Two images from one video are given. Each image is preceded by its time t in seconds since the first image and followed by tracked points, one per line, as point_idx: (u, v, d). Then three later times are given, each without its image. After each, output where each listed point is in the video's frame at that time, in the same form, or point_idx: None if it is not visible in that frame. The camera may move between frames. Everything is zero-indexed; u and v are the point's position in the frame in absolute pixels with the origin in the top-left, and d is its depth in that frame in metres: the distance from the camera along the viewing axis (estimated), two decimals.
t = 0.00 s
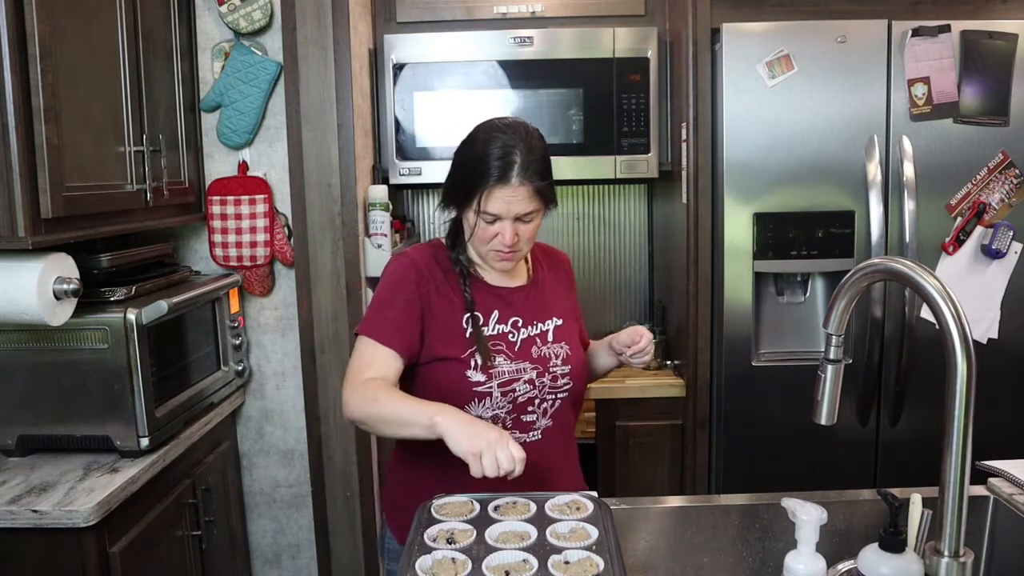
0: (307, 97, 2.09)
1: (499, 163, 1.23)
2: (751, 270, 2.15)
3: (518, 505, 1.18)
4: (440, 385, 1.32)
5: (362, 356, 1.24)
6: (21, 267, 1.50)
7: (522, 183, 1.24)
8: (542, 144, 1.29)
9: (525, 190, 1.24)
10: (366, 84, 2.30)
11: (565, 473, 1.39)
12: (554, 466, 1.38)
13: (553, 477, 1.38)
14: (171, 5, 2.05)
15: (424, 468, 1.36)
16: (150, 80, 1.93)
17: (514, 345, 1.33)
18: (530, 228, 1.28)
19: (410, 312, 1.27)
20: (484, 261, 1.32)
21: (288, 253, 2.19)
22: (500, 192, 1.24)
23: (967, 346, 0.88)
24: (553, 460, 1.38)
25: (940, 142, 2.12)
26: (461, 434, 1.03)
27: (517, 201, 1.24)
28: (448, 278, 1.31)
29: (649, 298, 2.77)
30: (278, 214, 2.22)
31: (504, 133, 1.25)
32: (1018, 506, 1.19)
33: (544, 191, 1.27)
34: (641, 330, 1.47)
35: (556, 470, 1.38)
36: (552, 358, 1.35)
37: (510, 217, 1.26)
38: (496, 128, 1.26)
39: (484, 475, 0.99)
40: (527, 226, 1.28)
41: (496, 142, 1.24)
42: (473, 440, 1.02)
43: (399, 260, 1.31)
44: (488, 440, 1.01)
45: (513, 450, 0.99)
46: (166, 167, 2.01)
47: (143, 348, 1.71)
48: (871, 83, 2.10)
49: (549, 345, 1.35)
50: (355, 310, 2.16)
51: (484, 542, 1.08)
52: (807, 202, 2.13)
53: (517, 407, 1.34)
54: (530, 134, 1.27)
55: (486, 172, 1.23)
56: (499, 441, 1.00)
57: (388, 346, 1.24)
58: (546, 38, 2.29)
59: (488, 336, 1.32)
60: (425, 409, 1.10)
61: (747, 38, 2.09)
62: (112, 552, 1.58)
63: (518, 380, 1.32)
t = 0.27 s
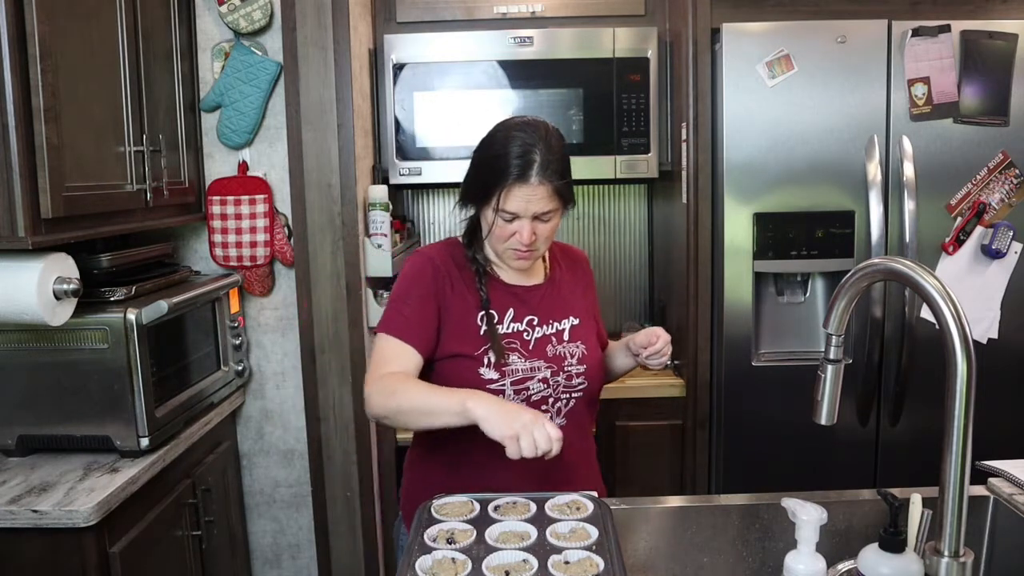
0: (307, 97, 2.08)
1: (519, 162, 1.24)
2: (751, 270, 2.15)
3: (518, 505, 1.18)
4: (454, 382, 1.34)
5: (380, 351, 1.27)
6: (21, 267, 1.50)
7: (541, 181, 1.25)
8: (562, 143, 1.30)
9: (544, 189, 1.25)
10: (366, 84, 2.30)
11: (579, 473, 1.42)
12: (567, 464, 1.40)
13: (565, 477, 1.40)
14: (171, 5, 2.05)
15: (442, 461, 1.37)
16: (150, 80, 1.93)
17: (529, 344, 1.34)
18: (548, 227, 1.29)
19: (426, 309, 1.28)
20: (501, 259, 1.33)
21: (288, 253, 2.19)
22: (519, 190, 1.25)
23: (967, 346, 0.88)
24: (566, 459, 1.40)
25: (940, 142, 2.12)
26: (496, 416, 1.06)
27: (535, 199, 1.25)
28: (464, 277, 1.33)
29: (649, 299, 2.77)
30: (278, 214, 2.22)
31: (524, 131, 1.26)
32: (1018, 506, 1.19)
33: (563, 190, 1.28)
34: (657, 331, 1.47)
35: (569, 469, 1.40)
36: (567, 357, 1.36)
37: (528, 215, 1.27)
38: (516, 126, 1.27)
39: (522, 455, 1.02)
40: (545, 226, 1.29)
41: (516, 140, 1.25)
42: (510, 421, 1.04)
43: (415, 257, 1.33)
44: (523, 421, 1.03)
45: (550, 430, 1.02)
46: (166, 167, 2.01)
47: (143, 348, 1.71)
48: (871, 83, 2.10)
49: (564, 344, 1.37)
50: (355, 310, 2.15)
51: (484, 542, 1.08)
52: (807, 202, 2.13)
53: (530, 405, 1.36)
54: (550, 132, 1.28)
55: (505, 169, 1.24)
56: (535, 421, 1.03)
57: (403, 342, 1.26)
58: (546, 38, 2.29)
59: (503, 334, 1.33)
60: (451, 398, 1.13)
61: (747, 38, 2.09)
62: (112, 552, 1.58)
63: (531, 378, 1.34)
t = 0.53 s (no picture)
0: (307, 97, 2.07)
1: (546, 161, 1.26)
2: (751, 270, 2.15)
3: (518, 505, 1.18)
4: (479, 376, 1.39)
5: (404, 339, 1.29)
6: (21, 267, 1.50)
7: (568, 181, 1.27)
8: (589, 143, 1.32)
9: (570, 189, 1.28)
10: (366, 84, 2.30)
11: (597, 474, 1.46)
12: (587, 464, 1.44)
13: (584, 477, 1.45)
14: (171, 5, 2.05)
15: (470, 450, 1.42)
16: (150, 80, 1.93)
17: (553, 342, 1.39)
18: (574, 227, 1.32)
19: (453, 303, 1.33)
20: (526, 257, 1.37)
21: (288, 253, 2.19)
22: (546, 189, 1.27)
23: (967, 346, 0.88)
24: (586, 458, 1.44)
25: (940, 142, 2.12)
26: (528, 416, 1.06)
27: (562, 199, 1.28)
28: (490, 273, 1.37)
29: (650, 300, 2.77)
30: (278, 214, 2.23)
31: (552, 131, 1.28)
32: (1018, 506, 1.19)
33: (589, 190, 1.30)
34: (681, 333, 1.47)
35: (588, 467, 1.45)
36: (590, 356, 1.41)
37: (554, 215, 1.29)
38: (544, 126, 1.29)
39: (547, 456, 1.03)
40: (570, 225, 1.31)
41: (543, 140, 1.27)
42: (542, 421, 1.04)
43: (442, 251, 1.37)
44: (556, 422, 1.04)
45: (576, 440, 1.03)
46: (166, 167, 2.01)
47: (143, 348, 1.71)
48: (871, 83, 2.10)
49: (587, 343, 1.41)
50: (355, 310, 2.15)
51: (484, 542, 1.08)
52: (806, 202, 2.13)
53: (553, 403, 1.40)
54: (577, 133, 1.30)
55: (533, 168, 1.27)
56: (566, 425, 1.03)
57: (430, 333, 1.29)
58: (546, 38, 2.29)
59: (527, 331, 1.38)
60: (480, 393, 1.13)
61: (746, 38, 2.09)
62: (112, 552, 1.58)
63: (555, 376, 1.39)
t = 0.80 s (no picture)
0: (307, 97, 2.07)
1: (569, 161, 1.26)
2: (751, 270, 2.15)
3: (518, 505, 1.18)
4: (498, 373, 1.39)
5: (422, 334, 1.30)
6: (21, 267, 1.50)
7: (590, 182, 1.27)
8: (613, 144, 1.32)
9: (591, 189, 1.28)
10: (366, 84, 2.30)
11: (613, 473, 1.46)
12: (603, 462, 1.45)
13: (600, 476, 1.45)
14: (171, 5, 2.05)
15: (488, 446, 1.44)
16: (150, 80, 1.93)
17: (572, 341, 1.39)
18: (594, 227, 1.32)
19: (473, 300, 1.33)
20: (546, 255, 1.37)
21: (288, 253, 2.19)
22: (568, 189, 1.27)
23: (967, 346, 0.88)
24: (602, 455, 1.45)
25: (940, 142, 2.12)
26: (530, 414, 1.06)
27: (583, 199, 1.28)
28: (511, 271, 1.38)
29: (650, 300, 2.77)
30: (278, 214, 2.23)
31: (576, 131, 1.28)
32: (1018, 506, 1.19)
33: (612, 191, 1.30)
34: (700, 334, 1.47)
35: (603, 468, 1.45)
36: (609, 356, 1.41)
37: (575, 214, 1.29)
38: (568, 126, 1.30)
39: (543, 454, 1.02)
40: (591, 225, 1.32)
41: (566, 139, 1.27)
42: (542, 420, 1.04)
43: (464, 248, 1.38)
44: (555, 422, 1.03)
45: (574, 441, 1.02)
46: (166, 167, 2.01)
47: (143, 348, 1.71)
48: (871, 83, 2.10)
49: (607, 343, 1.41)
50: (355, 310, 2.15)
51: (484, 542, 1.08)
52: (807, 202, 2.13)
53: (572, 401, 1.40)
54: (602, 134, 1.30)
55: (556, 168, 1.27)
56: (565, 425, 1.03)
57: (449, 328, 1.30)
58: (546, 38, 2.29)
59: (547, 329, 1.38)
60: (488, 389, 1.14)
61: (746, 38, 2.09)
62: (112, 552, 1.57)
63: (574, 375, 1.39)
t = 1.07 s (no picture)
0: (307, 97, 2.07)
1: (588, 161, 1.26)
2: (751, 270, 2.15)
3: (518, 505, 1.18)
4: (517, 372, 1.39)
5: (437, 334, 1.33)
6: (21, 267, 1.50)
7: (608, 182, 1.27)
8: (633, 145, 1.31)
9: (611, 189, 1.27)
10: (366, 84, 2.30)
11: (631, 473, 1.46)
12: (620, 461, 1.44)
13: (617, 475, 1.44)
14: (171, 5, 2.05)
15: (507, 445, 1.45)
16: (150, 80, 1.93)
17: (591, 340, 1.39)
18: (614, 227, 1.31)
19: (490, 299, 1.34)
20: (565, 254, 1.37)
21: (288, 253, 2.19)
22: (586, 189, 1.27)
23: (967, 346, 0.88)
24: (621, 454, 1.45)
25: (940, 142, 2.12)
26: (527, 418, 1.07)
27: (602, 199, 1.27)
28: (530, 270, 1.38)
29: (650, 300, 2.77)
30: (278, 214, 2.23)
31: (596, 133, 1.28)
32: (1019, 506, 1.19)
33: (631, 192, 1.29)
34: (721, 335, 1.46)
35: (622, 467, 1.45)
36: (629, 356, 1.41)
37: (594, 215, 1.29)
38: (589, 126, 1.30)
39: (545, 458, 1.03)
40: (610, 226, 1.31)
41: (587, 140, 1.28)
42: (537, 424, 1.05)
43: (484, 248, 1.39)
44: (551, 426, 1.04)
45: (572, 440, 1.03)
46: (166, 167, 2.01)
47: (143, 348, 1.71)
48: (871, 83, 2.10)
49: (626, 343, 1.41)
50: (355, 310, 2.15)
51: (484, 542, 1.08)
52: (807, 202, 2.13)
53: (590, 401, 1.40)
54: (622, 135, 1.30)
55: (575, 168, 1.27)
56: (561, 428, 1.03)
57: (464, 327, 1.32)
58: (546, 38, 2.29)
59: (566, 328, 1.38)
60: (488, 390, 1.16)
61: (746, 38, 2.09)
62: (112, 552, 1.57)
63: (592, 374, 1.39)
